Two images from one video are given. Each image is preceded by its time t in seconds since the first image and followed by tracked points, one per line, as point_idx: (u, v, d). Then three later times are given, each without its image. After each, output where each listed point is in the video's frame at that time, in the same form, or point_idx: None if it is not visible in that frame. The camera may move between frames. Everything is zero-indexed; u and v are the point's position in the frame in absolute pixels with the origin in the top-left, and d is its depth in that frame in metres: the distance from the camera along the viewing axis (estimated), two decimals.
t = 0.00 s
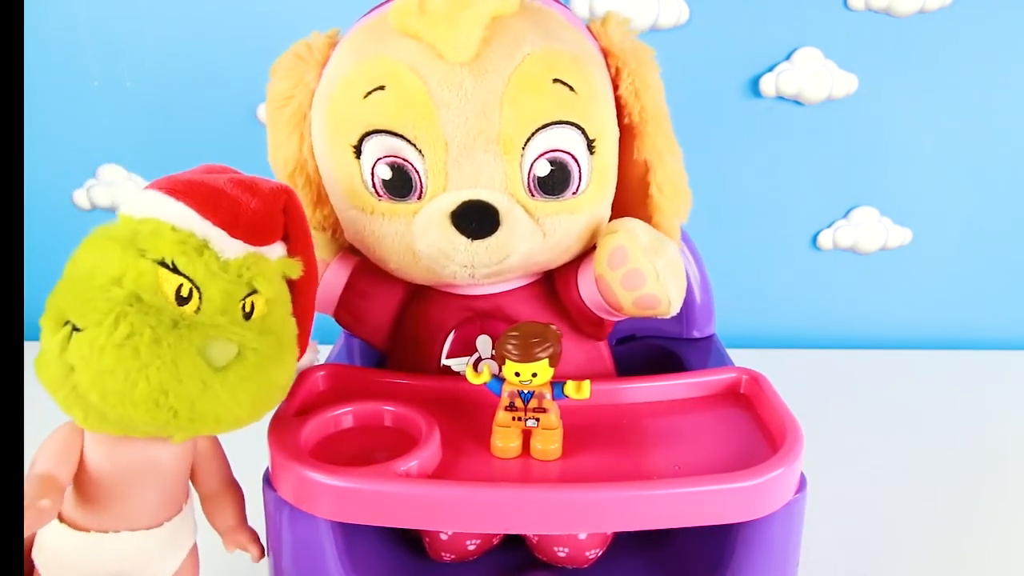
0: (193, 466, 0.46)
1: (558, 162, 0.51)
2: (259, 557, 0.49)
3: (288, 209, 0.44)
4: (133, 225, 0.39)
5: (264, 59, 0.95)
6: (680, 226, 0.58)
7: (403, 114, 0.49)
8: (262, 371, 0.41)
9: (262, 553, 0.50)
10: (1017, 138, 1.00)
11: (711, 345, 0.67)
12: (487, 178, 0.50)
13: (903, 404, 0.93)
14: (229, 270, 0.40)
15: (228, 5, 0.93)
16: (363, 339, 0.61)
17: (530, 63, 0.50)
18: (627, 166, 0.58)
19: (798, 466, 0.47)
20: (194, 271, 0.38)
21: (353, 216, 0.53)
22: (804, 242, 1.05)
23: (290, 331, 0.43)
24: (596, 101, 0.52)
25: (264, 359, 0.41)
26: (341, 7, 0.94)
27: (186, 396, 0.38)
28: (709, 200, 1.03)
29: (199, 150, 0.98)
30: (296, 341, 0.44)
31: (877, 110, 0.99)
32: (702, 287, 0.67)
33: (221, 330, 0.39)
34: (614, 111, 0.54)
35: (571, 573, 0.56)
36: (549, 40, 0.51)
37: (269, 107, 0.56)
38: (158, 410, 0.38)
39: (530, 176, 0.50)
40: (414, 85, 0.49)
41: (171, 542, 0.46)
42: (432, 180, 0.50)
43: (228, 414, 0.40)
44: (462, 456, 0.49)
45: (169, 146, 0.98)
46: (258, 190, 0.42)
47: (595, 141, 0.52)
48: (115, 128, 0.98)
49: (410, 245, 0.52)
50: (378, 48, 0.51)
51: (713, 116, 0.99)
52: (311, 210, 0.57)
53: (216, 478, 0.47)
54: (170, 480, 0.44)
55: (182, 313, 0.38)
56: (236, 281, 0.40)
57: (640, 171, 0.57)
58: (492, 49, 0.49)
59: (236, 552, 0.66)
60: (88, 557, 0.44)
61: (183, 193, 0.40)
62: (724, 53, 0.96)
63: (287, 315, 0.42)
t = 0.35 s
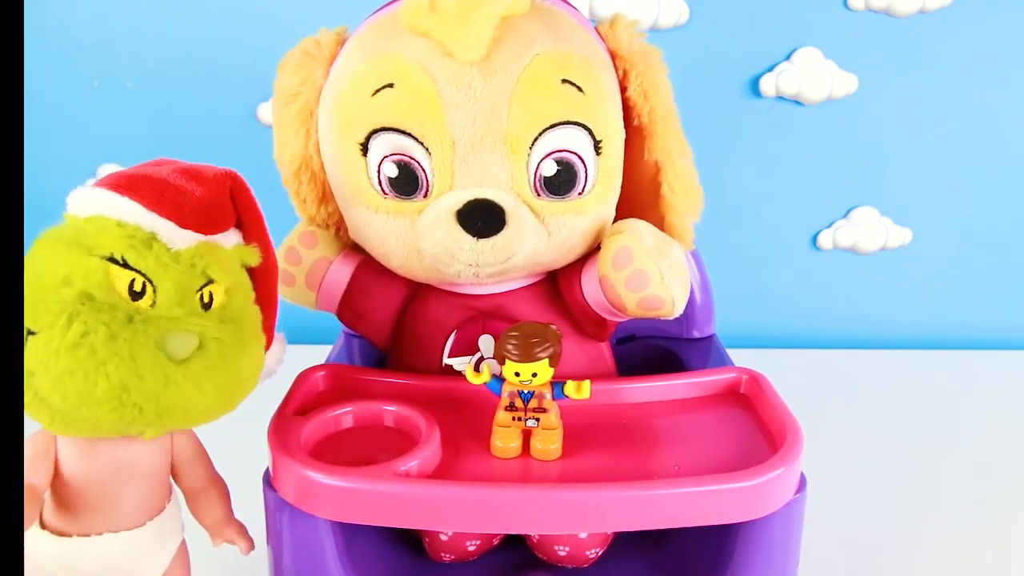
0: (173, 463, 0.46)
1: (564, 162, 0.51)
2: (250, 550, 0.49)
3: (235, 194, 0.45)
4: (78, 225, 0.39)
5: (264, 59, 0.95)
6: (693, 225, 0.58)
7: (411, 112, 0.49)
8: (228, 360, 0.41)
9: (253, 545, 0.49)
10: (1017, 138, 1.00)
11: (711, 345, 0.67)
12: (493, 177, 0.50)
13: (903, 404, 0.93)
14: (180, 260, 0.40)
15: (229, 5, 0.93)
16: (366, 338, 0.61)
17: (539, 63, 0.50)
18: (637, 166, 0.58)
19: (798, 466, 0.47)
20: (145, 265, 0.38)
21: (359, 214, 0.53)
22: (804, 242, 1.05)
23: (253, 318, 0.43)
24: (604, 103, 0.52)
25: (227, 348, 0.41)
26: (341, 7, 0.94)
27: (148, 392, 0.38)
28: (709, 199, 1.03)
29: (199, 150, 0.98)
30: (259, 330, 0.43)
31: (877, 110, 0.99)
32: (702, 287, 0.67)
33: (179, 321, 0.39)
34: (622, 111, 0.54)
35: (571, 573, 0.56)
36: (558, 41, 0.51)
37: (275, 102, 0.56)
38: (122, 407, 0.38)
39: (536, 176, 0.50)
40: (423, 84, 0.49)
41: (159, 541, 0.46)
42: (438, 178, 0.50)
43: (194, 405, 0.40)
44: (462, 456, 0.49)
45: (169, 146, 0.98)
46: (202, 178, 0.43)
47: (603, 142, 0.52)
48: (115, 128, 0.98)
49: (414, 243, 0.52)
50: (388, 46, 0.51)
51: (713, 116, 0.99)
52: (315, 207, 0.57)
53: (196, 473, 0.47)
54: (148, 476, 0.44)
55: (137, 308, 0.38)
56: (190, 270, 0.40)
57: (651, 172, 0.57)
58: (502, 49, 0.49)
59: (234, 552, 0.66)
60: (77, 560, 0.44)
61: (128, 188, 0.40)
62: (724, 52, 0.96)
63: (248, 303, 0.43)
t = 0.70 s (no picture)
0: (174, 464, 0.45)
1: (565, 163, 0.51)
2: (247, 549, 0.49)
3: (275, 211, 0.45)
4: (123, 227, 0.39)
5: (265, 59, 0.95)
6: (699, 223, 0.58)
7: (412, 112, 0.49)
8: (257, 364, 0.42)
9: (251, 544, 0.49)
10: (1017, 138, 1.00)
11: (711, 345, 0.67)
12: (494, 177, 0.50)
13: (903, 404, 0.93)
14: (222, 267, 0.40)
15: (229, 5, 0.93)
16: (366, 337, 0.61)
17: (540, 63, 0.50)
18: (643, 166, 0.58)
19: (798, 466, 0.47)
20: (190, 269, 0.39)
21: (359, 213, 0.53)
22: (804, 242, 1.05)
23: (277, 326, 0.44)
24: (604, 104, 0.52)
25: (259, 353, 0.42)
26: (341, 7, 0.94)
27: (192, 390, 0.39)
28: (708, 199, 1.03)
29: (199, 151, 0.98)
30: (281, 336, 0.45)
31: (877, 110, 0.99)
32: (702, 287, 0.67)
33: (218, 324, 0.40)
34: (622, 111, 0.54)
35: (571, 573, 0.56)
36: (558, 41, 0.51)
37: (275, 104, 0.56)
38: (166, 405, 0.38)
39: (536, 176, 0.50)
40: (423, 84, 0.49)
41: (158, 542, 0.46)
42: (439, 178, 0.50)
43: (230, 406, 0.40)
44: (462, 456, 0.49)
45: (169, 146, 0.98)
46: (245, 190, 0.43)
47: (602, 143, 0.52)
48: (115, 128, 0.98)
49: (415, 243, 0.52)
50: (389, 46, 0.51)
51: (713, 117, 0.99)
52: (316, 206, 0.57)
53: (196, 473, 0.46)
54: (153, 477, 0.44)
55: (181, 309, 0.39)
56: (229, 278, 0.41)
57: (656, 171, 0.57)
58: (503, 49, 0.49)
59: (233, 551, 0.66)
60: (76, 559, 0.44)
61: (174, 195, 0.41)
62: (724, 52, 0.96)
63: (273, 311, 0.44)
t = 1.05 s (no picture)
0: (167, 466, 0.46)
1: (570, 165, 0.51)
2: (242, 556, 0.48)
3: (247, 202, 0.44)
4: (87, 226, 0.38)
5: (265, 59, 0.95)
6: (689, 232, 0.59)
7: (415, 114, 0.49)
8: (229, 367, 0.41)
9: (245, 552, 0.49)
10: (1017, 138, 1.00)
11: (711, 345, 0.67)
12: (497, 180, 0.50)
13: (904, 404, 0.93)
14: (189, 267, 0.39)
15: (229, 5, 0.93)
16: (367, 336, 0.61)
17: (545, 66, 0.50)
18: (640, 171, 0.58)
19: (798, 467, 0.47)
20: (153, 270, 0.38)
21: (362, 214, 0.53)
22: (804, 242, 1.05)
23: (255, 325, 0.43)
24: (610, 106, 0.52)
25: (230, 355, 0.41)
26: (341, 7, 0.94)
27: (151, 398, 0.38)
28: (708, 200, 1.03)
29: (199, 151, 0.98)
30: (262, 336, 0.44)
31: (877, 110, 0.99)
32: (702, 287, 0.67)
33: (185, 328, 0.39)
34: (626, 115, 0.54)
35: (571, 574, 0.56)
36: (563, 43, 0.51)
37: (279, 101, 0.56)
38: (124, 413, 0.38)
39: (542, 178, 0.50)
40: (428, 85, 0.49)
41: (153, 545, 0.46)
42: (443, 180, 0.50)
43: (195, 412, 0.40)
44: (462, 456, 0.49)
45: (170, 146, 0.98)
46: (215, 184, 0.42)
47: (608, 145, 0.52)
48: (116, 128, 0.98)
49: (418, 244, 0.52)
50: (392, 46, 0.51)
51: (713, 117, 0.99)
52: (318, 205, 0.57)
53: (191, 475, 0.47)
54: (148, 480, 0.44)
55: (143, 313, 0.38)
56: (197, 278, 0.39)
57: (652, 175, 0.57)
58: (508, 51, 0.49)
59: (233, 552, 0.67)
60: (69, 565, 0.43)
61: (138, 192, 0.39)
62: (724, 53, 0.96)
63: (252, 310, 0.43)
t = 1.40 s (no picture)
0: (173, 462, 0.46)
1: (579, 171, 0.51)
2: (245, 555, 0.49)
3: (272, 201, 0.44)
4: (108, 220, 0.38)
5: (264, 59, 0.95)
6: (689, 236, 0.59)
7: (424, 116, 0.49)
8: (250, 370, 0.40)
9: (248, 550, 0.49)
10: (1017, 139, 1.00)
11: (712, 345, 0.67)
12: (506, 185, 0.50)
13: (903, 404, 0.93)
14: (212, 267, 0.39)
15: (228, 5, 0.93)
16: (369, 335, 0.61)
17: (558, 70, 0.50)
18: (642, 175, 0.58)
19: (798, 467, 0.47)
20: (177, 269, 0.38)
21: (367, 215, 0.53)
22: (804, 242, 1.05)
23: (274, 327, 0.43)
24: (619, 111, 0.52)
25: (251, 358, 0.41)
26: (340, 7, 0.93)
27: (172, 400, 0.38)
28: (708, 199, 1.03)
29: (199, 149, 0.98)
30: (280, 338, 0.44)
31: (877, 110, 0.99)
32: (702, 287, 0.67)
33: (207, 329, 0.39)
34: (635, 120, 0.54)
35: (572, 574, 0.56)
36: (576, 46, 0.51)
37: (285, 98, 0.56)
38: (144, 416, 0.37)
39: (550, 184, 0.50)
40: (437, 87, 0.49)
41: (158, 542, 0.46)
42: (451, 184, 0.50)
43: (215, 415, 0.39)
44: (462, 456, 0.49)
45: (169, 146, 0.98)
46: (243, 182, 0.42)
47: (617, 150, 0.52)
48: (115, 128, 0.98)
49: (424, 247, 0.52)
50: (402, 46, 0.50)
51: (713, 116, 0.99)
52: (322, 203, 0.57)
53: (196, 472, 0.47)
54: (156, 479, 0.44)
55: (165, 313, 0.38)
56: (219, 277, 0.39)
57: (655, 179, 0.57)
58: (520, 54, 0.49)
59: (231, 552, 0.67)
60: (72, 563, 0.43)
61: (162, 187, 0.39)
62: (724, 52, 0.96)
63: (270, 311, 0.43)
